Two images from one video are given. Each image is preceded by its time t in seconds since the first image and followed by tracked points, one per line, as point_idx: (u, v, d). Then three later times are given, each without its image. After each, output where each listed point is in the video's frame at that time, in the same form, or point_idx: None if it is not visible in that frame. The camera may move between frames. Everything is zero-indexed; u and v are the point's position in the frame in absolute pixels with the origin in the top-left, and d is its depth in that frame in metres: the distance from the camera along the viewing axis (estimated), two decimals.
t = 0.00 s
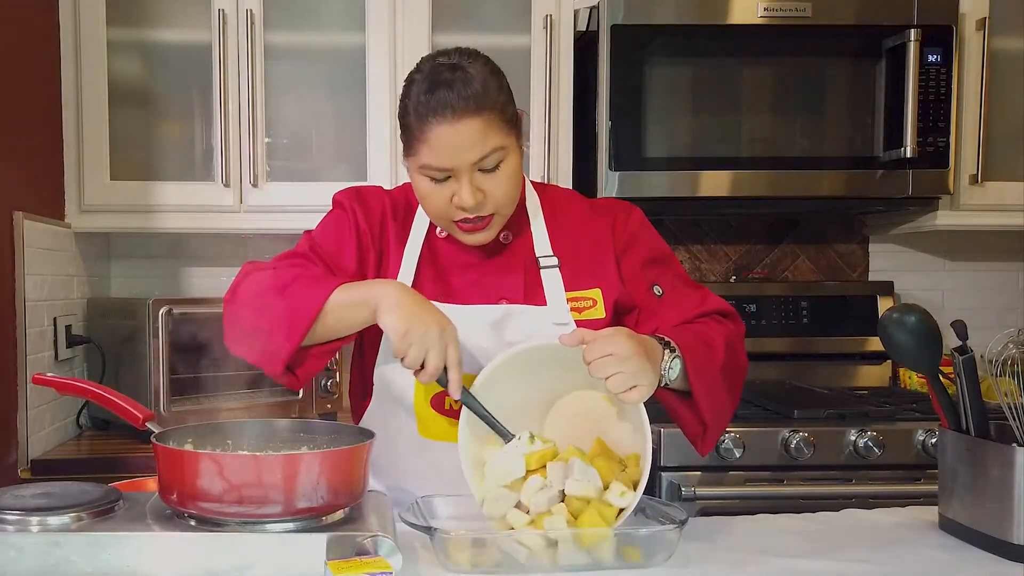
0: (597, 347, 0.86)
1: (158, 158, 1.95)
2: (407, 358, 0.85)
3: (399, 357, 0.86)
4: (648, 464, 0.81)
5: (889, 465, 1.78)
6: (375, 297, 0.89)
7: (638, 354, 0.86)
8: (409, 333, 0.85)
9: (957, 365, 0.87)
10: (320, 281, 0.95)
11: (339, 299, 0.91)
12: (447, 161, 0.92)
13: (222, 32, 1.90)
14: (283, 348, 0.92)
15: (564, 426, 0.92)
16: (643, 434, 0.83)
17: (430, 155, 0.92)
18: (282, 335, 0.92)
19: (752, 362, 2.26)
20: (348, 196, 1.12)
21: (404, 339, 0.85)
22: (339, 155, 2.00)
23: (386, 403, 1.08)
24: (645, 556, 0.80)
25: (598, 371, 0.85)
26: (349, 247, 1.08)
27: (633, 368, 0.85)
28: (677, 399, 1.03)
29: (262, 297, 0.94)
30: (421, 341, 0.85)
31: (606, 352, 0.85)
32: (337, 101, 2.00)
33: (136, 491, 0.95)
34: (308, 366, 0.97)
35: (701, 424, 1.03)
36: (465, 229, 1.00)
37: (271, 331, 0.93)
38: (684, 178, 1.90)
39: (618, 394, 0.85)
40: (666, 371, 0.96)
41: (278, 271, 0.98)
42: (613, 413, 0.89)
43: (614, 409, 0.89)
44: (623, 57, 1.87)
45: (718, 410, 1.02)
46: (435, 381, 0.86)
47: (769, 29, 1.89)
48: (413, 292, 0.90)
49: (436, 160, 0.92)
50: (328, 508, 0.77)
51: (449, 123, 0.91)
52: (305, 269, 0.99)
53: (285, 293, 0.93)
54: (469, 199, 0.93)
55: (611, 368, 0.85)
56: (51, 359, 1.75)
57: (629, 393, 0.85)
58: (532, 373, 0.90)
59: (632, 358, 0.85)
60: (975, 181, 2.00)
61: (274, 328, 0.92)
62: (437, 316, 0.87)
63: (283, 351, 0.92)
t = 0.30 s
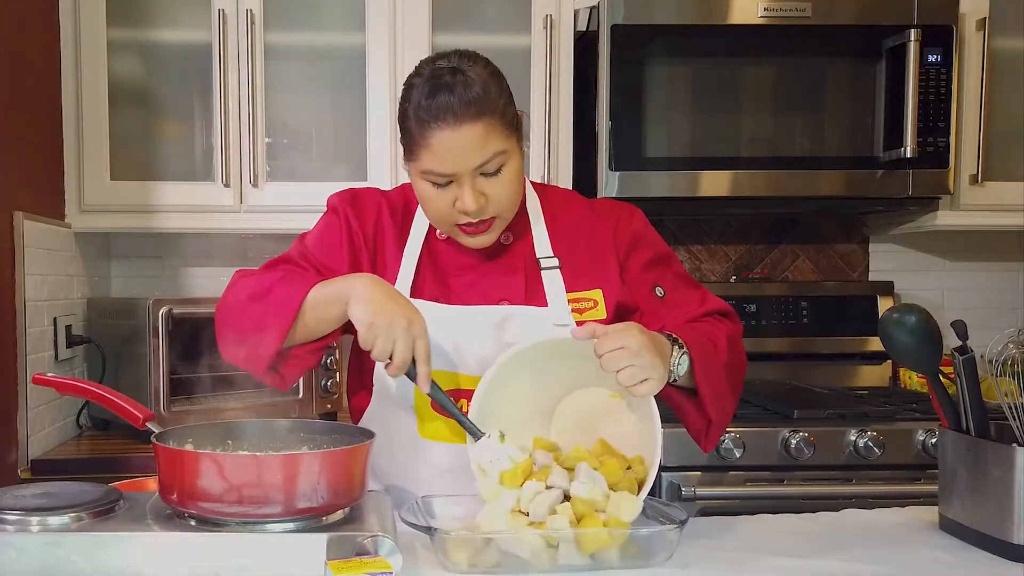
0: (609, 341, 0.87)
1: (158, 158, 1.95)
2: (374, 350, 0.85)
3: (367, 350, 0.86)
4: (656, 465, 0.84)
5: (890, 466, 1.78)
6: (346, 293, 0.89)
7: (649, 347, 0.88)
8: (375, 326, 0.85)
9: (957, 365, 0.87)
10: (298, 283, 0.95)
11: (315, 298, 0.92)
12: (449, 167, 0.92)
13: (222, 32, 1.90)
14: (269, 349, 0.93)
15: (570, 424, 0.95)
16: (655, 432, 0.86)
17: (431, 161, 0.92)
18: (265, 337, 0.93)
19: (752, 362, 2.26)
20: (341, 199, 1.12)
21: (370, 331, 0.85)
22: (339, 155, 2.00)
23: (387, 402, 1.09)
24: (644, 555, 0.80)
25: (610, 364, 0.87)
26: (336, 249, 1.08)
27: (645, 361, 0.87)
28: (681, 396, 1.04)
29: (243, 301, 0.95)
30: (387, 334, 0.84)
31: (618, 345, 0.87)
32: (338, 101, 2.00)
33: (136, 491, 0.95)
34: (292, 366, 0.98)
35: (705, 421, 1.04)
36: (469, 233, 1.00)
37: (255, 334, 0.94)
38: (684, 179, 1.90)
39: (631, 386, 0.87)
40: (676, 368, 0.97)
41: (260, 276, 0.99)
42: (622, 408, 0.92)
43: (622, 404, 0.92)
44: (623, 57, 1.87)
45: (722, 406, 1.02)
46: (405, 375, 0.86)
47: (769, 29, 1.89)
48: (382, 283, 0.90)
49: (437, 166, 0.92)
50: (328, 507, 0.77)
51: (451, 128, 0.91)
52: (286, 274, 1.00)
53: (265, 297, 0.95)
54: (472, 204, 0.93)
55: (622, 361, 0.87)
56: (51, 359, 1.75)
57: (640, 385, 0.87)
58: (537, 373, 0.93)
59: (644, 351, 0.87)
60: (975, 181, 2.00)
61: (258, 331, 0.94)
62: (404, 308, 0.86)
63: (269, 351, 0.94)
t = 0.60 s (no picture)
0: (616, 330, 0.90)
1: (158, 158, 1.95)
2: (359, 333, 0.86)
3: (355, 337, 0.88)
4: (662, 460, 0.85)
5: (890, 466, 1.78)
6: (332, 286, 0.91)
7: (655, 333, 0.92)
8: (358, 310, 0.87)
9: (957, 365, 0.87)
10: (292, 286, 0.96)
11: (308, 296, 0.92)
12: (457, 172, 0.92)
13: (221, 32, 1.90)
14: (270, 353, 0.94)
15: (579, 421, 0.96)
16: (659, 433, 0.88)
17: (440, 167, 0.92)
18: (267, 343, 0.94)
19: (752, 362, 2.26)
20: (335, 204, 1.12)
21: (354, 313, 0.87)
22: (339, 154, 2.00)
23: (387, 403, 1.08)
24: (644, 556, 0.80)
25: (620, 351, 0.89)
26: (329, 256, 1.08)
27: (654, 348, 0.90)
28: (681, 393, 1.06)
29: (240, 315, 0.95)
30: (371, 317, 0.86)
31: (627, 332, 0.90)
32: (338, 101, 2.00)
33: (137, 491, 0.95)
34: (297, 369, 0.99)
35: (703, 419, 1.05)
36: (477, 236, 1.00)
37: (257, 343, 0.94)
38: (684, 179, 1.90)
39: (639, 373, 0.89)
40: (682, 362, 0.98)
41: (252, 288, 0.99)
42: (629, 405, 0.94)
43: (629, 401, 0.94)
44: (623, 57, 1.87)
45: (719, 403, 1.03)
46: (392, 359, 0.86)
47: (769, 29, 1.89)
48: (367, 273, 0.92)
49: (446, 171, 0.92)
50: (328, 508, 0.77)
51: (459, 134, 0.91)
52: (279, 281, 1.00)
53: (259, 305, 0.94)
54: (480, 208, 0.94)
55: (632, 348, 0.89)
56: (51, 359, 1.75)
57: (649, 371, 0.89)
58: (546, 372, 0.94)
59: (654, 338, 0.90)
60: (975, 181, 2.00)
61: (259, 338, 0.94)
62: (387, 294, 0.88)
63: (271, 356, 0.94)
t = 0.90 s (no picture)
0: (621, 323, 0.91)
1: (158, 158, 1.95)
2: (386, 355, 0.86)
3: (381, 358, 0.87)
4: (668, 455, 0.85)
5: (890, 466, 1.78)
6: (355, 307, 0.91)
7: (660, 325, 0.92)
8: (384, 333, 0.86)
9: (957, 365, 0.87)
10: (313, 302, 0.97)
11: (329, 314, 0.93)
12: (462, 172, 0.92)
13: (221, 32, 1.90)
14: (290, 368, 0.95)
15: (584, 421, 0.96)
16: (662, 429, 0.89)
17: (445, 167, 0.92)
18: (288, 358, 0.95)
19: (752, 362, 2.26)
20: (339, 206, 1.11)
21: (380, 337, 0.86)
22: (339, 155, 2.00)
23: (390, 401, 1.08)
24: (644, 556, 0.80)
25: (624, 342, 0.90)
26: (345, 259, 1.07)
27: (658, 340, 0.91)
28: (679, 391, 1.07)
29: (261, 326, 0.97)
30: (397, 339, 0.86)
31: (632, 324, 0.91)
32: (338, 101, 2.00)
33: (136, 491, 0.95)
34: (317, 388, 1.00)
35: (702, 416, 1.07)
36: (480, 235, 1.00)
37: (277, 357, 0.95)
38: (684, 179, 1.90)
39: (644, 364, 0.91)
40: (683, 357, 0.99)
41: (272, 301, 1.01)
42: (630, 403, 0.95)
43: (632, 399, 0.95)
44: (623, 57, 1.87)
45: (717, 402, 1.05)
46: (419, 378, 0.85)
47: (769, 29, 1.89)
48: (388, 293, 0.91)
49: (451, 172, 0.92)
50: (328, 508, 0.77)
51: (465, 135, 0.91)
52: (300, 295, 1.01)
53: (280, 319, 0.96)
54: (484, 208, 0.94)
55: (637, 339, 0.90)
56: (51, 359, 1.75)
57: (654, 362, 0.90)
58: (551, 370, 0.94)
59: (655, 330, 0.91)
60: (975, 181, 2.00)
61: (275, 354, 0.95)
62: (409, 317, 0.88)
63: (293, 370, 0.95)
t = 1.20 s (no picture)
0: (633, 318, 0.91)
1: (158, 158, 1.95)
2: (371, 379, 0.87)
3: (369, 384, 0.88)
4: (679, 454, 0.85)
5: (889, 466, 1.78)
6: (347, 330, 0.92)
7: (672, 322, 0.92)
8: (367, 360, 0.87)
9: (957, 365, 0.87)
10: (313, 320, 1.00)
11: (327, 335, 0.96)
12: (470, 167, 0.92)
13: (221, 33, 1.90)
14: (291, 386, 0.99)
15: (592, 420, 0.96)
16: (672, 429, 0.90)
17: (453, 161, 0.93)
18: (293, 378, 0.98)
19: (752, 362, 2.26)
20: (340, 209, 1.11)
21: (365, 362, 0.87)
22: (339, 155, 2.00)
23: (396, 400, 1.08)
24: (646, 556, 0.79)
25: (637, 337, 0.90)
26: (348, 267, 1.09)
27: (670, 334, 0.91)
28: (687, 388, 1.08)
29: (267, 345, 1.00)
30: (380, 366, 0.86)
31: (644, 318, 0.91)
32: (338, 101, 2.00)
33: (137, 491, 0.95)
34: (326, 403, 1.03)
35: (707, 411, 1.09)
36: (482, 231, 1.00)
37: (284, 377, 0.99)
38: (684, 179, 1.90)
39: (656, 358, 0.90)
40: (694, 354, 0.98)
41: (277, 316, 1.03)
42: (639, 402, 0.95)
43: (640, 399, 0.95)
44: (623, 57, 1.87)
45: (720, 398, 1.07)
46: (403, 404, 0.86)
47: (769, 29, 1.89)
48: (380, 318, 0.92)
49: (459, 166, 0.92)
50: (328, 507, 0.77)
51: (474, 130, 0.91)
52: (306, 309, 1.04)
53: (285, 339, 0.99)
54: (491, 204, 0.94)
55: (649, 334, 0.90)
56: (51, 359, 1.75)
57: (667, 356, 0.90)
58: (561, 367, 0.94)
59: (668, 324, 0.91)
60: (975, 181, 2.00)
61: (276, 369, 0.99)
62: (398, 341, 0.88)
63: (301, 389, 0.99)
